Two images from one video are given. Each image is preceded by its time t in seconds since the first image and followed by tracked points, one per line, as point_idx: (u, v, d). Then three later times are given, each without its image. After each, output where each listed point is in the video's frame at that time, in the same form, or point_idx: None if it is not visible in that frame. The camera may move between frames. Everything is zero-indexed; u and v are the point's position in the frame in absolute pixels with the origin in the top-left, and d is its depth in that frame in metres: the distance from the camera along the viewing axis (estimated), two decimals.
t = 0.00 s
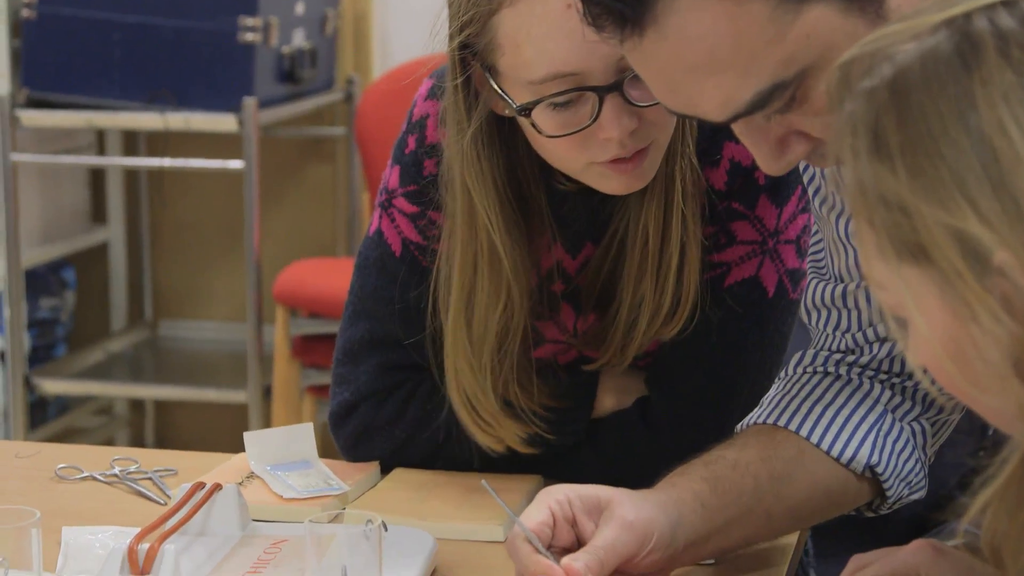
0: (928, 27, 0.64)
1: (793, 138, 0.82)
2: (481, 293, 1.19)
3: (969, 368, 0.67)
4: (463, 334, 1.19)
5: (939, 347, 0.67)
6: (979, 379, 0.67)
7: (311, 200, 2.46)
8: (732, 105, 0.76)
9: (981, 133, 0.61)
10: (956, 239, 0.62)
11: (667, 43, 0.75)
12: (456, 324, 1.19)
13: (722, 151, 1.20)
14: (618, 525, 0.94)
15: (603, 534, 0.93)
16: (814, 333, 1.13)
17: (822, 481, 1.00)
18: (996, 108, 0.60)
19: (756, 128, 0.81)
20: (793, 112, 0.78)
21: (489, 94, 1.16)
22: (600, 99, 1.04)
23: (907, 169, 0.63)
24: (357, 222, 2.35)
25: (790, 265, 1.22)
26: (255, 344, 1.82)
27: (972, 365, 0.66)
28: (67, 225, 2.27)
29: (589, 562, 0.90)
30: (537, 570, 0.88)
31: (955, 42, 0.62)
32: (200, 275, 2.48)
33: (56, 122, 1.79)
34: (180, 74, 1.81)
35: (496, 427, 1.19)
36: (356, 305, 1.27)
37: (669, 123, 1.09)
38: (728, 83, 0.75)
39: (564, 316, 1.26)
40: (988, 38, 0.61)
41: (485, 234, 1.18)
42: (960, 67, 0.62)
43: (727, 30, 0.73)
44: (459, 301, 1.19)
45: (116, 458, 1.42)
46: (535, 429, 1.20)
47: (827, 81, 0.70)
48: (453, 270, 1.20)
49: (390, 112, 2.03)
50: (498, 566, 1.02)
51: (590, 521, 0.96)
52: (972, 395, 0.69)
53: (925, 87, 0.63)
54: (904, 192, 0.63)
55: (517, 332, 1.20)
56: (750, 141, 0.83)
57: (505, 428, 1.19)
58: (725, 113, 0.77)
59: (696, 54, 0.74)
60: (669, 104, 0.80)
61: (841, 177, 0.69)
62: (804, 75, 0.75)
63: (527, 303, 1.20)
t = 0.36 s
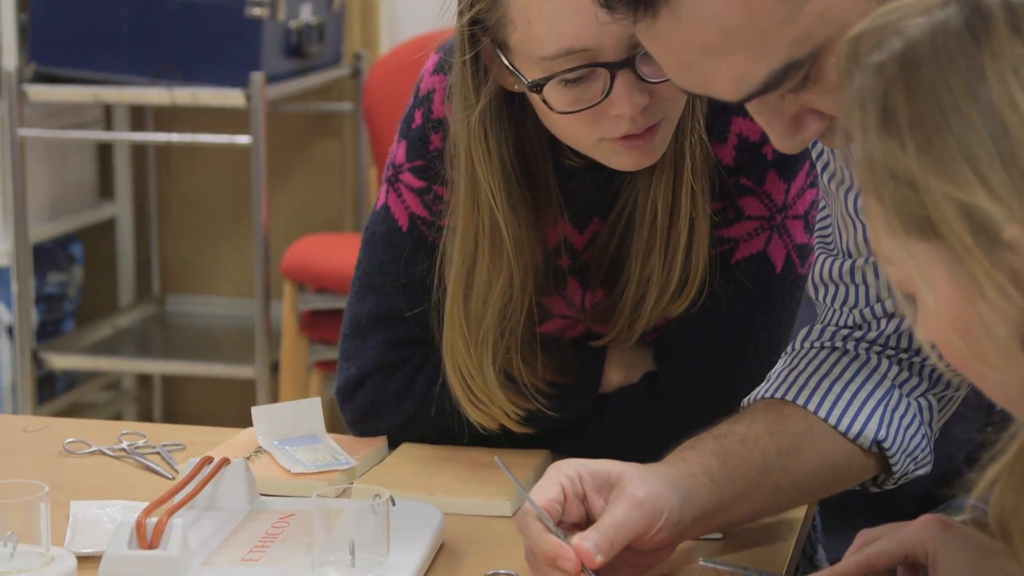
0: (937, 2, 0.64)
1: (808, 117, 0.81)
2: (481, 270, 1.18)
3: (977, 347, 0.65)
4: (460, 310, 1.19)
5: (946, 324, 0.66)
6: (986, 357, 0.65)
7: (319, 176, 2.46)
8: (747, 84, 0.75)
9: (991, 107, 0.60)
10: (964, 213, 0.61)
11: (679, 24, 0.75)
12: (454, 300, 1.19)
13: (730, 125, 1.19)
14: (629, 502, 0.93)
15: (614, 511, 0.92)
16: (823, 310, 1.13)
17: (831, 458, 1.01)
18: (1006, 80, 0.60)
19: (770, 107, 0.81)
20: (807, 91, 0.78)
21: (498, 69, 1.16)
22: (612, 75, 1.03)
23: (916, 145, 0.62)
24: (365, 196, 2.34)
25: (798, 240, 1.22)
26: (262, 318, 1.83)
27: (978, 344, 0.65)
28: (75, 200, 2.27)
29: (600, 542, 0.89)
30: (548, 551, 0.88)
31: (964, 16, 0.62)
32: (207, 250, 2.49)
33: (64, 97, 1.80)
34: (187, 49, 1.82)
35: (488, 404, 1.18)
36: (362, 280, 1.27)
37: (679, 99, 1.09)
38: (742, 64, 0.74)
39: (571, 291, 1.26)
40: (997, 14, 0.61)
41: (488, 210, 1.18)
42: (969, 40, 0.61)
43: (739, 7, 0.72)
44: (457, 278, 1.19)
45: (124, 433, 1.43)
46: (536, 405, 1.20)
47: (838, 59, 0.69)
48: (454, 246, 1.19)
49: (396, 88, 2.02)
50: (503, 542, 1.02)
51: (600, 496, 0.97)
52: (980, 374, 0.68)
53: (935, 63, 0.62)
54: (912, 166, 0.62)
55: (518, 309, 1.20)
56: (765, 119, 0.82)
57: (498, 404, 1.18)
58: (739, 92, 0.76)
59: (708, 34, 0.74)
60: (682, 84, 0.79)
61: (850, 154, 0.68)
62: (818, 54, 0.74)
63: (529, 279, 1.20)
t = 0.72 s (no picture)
0: None
1: (818, 93, 0.81)
2: (487, 248, 1.18)
3: (981, 326, 0.65)
4: (465, 290, 1.18)
5: (950, 303, 0.65)
6: (991, 337, 0.65)
7: (326, 155, 2.46)
8: (756, 60, 0.75)
9: (998, 86, 0.59)
10: (969, 192, 0.60)
11: None
12: (459, 278, 1.19)
13: (736, 104, 1.19)
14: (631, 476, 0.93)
15: (616, 484, 0.93)
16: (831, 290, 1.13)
17: (839, 436, 1.01)
18: (1013, 59, 0.59)
19: (779, 83, 0.80)
20: (817, 67, 0.77)
21: (503, 47, 1.15)
22: (617, 56, 1.03)
23: (921, 123, 0.62)
24: (370, 175, 2.34)
25: (805, 220, 1.22)
26: (268, 298, 1.84)
27: (982, 324, 0.65)
28: (81, 179, 2.28)
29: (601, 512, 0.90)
30: (547, 520, 0.88)
31: None
32: (213, 230, 2.49)
33: (70, 76, 1.80)
34: (192, 28, 1.82)
35: (491, 383, 1.18)
36: (368, 260, 1.27)
37: (684, 79, 1.08)
38: (750, 40, 0.74)
39: (577, 270, 1.26)
40: None
41: (492, 189, 1.17)
42: (976, 17, 0.60)
43: None
44: (462, 257, 1.19)
45: (129, 412, 1.43)
46: (541, 383, 1.20)
47: (844, 36, 0.68)
48: (459, 224, 1.19)
49: (401, 67, 2.02)
50: (507, 521, 1.02)
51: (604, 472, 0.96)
52: (984, 355, 0.67)
53: (941, 42, 0.61)
54: (916, 145, 0.62)
55: (523, 288, 1.20)
56: (774, 96, 0.82)
57: (504, 383, 1.18)
58: (748, 68, 0.76)
59: (716, 10, 0.73)
60: (690, 60, 0.79)
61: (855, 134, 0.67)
62: (827, 29, 0.74)
63: (534, 257, 1.20)
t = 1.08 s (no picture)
0: None
1: (824, 74, 0.80)
2: (491, 229, 1.18)
3: (987, 305, 0.65)
4: (469, 270, 1.18)
5: (955, 282, 0.65)
6: (997, 316, 0.65)
7: (330, 137, 2.45)
8: (761, 42, 0.74)
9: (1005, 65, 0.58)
10: (974, 172, 0.60)
11: None
12: (463, 260, 1.19)
13: (740, 85, 1.18)
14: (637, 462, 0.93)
15: (623, 469, 0.92)
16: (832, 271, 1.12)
17: (841, 417, 1.00)
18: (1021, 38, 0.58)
19: (785, 65, 0.80)
20: (823, 48, 0.76)
21: (506, 28, 1.15)
22: (620, 36, 1.03)
23: (928, 102, 0.60)
24: (374, 157, 2.34)
25: (809, 201, 1.21)
26: (273, 280, 1.85)
27: (988, 303, 0.64)
28: (86, 161, 2.28)
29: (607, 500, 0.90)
30: (555, 506, 0.88)
31: None
32: (217, 212, 2.49)
33: (74, 58, 1.79)
34: (195, 10, 1.81)
35: (500, 365, 1.18)
36: (372, 241, 1.27)
37: (687, 60, 1.07)
38: (756, 20, 0.73)
39: (581, 252, 1.25)
40: None
41: (496, 171, 1.17)
42: None
43: None
44: (466, 238, 1.18)
45: (134, 394, 1.43)
46: (544, 364, 1.20)
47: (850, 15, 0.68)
48: (463, 206, 1.19)
49: (405, 50, 2.02)
50: (511, 503, 1.02)
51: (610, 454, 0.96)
52: (991, 334, 0.67)
53: (947, 20, 0.60)
54: (922, 124, 0.61)
55: (527, 269, 1.19)
56: (779, 77, 0.81)
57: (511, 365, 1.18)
58: (753, 51, 0.75)
59: None
60: (695, 41, 0.78)
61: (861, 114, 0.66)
62: (834, 9, 0.73)
63: (537, 238, 1.20)
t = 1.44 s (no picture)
0: None
1: (821, 51, 0.80)
2: (490, 222, 1.18)
3: (987, 296, 0.64)
4: (469, 263, 1.19)
5: (955, 273, 0.65)
6: (997, 307, 0.65)
7: (333, 129, 2.45)
8: (760, 14, 0.75)
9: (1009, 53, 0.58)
10: (975, 161, 0.60)
11: None
12: (463, 253, 1.19)
13: (740, 77, 1.18)
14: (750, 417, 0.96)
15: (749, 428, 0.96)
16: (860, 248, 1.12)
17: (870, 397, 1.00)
18: None
19: (782, 40, 0.80)
20: (822, 31, 0.76)
21: (506, 20, 1.14)
22: (619, 29, 1.02)
23: (930, 94, 0.60)
24: (375, 148, 2.34)
25: (811, 192, 1.20)
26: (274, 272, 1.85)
27: (988, 295, 0.64)
28: (88, 152, 2.27)
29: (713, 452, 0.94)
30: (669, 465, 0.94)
31: None
32: (219, 203, 2.49)
33: (75, 49, 1.79)
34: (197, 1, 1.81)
35: (495, 357, 1.18)
36: (372, 232, 1.27)
37: (686, 53, 1.07)
38: None
39: (581, 243, 1.26)
40: None
41: (495, 163, 1.17)
42: None
43: None
44: (466, 231, 1.19)
45: (135, 385, 1.43)
46: (542, 355, 1.21)
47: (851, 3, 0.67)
48: (463, 198, 1.19)
49: (406, 41, 2.01)
50: (511, 495, 1.02)
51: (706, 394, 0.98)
52: (991, 325, 0.67)
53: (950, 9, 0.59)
54: (924, 113, 0.61)
55: (526, 261, 1.19)
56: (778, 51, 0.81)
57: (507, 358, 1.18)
58: (750, 22, 0.75)
59: None
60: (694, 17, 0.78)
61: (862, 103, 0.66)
62: None
63: (537, 231, 1.20)
